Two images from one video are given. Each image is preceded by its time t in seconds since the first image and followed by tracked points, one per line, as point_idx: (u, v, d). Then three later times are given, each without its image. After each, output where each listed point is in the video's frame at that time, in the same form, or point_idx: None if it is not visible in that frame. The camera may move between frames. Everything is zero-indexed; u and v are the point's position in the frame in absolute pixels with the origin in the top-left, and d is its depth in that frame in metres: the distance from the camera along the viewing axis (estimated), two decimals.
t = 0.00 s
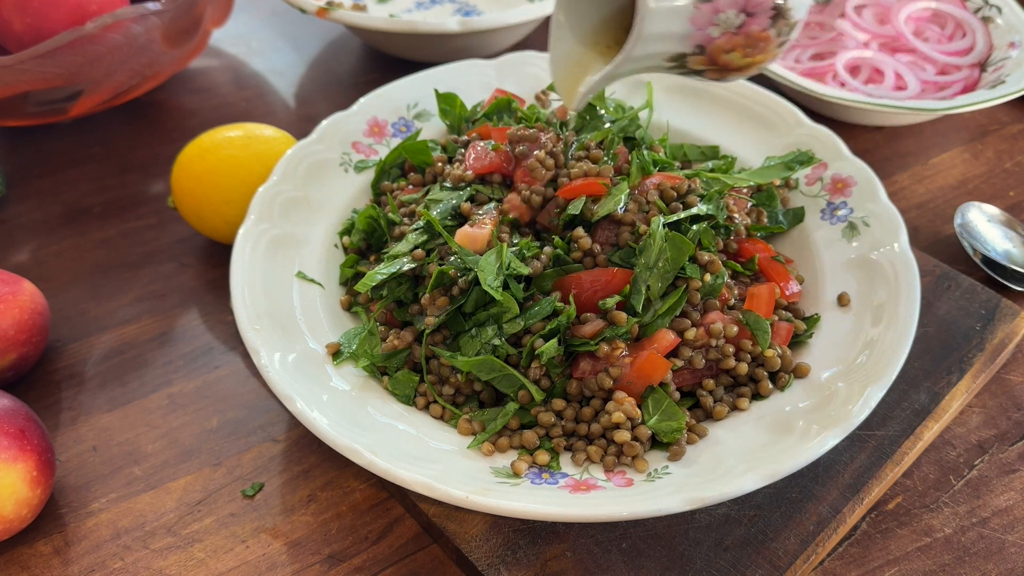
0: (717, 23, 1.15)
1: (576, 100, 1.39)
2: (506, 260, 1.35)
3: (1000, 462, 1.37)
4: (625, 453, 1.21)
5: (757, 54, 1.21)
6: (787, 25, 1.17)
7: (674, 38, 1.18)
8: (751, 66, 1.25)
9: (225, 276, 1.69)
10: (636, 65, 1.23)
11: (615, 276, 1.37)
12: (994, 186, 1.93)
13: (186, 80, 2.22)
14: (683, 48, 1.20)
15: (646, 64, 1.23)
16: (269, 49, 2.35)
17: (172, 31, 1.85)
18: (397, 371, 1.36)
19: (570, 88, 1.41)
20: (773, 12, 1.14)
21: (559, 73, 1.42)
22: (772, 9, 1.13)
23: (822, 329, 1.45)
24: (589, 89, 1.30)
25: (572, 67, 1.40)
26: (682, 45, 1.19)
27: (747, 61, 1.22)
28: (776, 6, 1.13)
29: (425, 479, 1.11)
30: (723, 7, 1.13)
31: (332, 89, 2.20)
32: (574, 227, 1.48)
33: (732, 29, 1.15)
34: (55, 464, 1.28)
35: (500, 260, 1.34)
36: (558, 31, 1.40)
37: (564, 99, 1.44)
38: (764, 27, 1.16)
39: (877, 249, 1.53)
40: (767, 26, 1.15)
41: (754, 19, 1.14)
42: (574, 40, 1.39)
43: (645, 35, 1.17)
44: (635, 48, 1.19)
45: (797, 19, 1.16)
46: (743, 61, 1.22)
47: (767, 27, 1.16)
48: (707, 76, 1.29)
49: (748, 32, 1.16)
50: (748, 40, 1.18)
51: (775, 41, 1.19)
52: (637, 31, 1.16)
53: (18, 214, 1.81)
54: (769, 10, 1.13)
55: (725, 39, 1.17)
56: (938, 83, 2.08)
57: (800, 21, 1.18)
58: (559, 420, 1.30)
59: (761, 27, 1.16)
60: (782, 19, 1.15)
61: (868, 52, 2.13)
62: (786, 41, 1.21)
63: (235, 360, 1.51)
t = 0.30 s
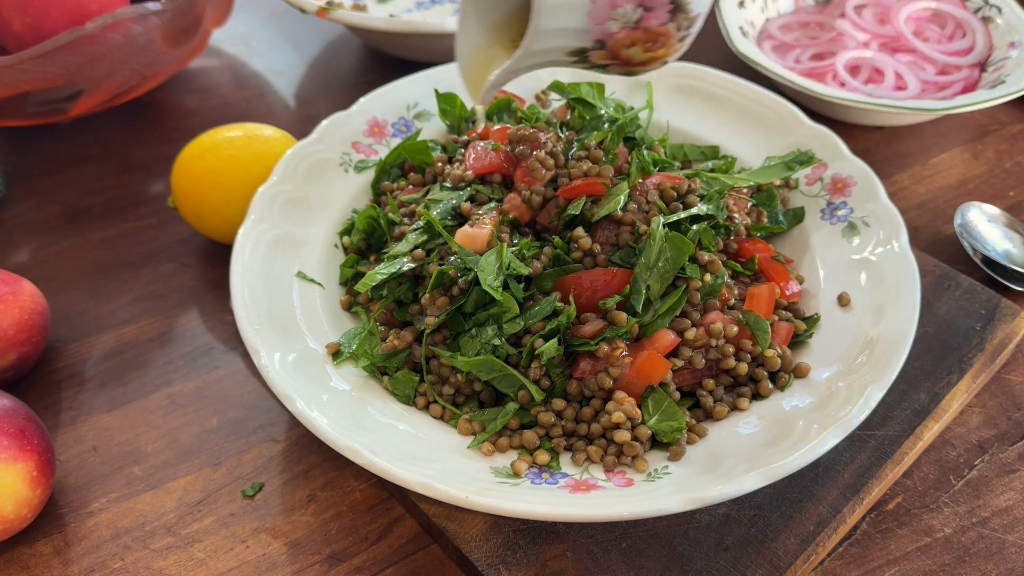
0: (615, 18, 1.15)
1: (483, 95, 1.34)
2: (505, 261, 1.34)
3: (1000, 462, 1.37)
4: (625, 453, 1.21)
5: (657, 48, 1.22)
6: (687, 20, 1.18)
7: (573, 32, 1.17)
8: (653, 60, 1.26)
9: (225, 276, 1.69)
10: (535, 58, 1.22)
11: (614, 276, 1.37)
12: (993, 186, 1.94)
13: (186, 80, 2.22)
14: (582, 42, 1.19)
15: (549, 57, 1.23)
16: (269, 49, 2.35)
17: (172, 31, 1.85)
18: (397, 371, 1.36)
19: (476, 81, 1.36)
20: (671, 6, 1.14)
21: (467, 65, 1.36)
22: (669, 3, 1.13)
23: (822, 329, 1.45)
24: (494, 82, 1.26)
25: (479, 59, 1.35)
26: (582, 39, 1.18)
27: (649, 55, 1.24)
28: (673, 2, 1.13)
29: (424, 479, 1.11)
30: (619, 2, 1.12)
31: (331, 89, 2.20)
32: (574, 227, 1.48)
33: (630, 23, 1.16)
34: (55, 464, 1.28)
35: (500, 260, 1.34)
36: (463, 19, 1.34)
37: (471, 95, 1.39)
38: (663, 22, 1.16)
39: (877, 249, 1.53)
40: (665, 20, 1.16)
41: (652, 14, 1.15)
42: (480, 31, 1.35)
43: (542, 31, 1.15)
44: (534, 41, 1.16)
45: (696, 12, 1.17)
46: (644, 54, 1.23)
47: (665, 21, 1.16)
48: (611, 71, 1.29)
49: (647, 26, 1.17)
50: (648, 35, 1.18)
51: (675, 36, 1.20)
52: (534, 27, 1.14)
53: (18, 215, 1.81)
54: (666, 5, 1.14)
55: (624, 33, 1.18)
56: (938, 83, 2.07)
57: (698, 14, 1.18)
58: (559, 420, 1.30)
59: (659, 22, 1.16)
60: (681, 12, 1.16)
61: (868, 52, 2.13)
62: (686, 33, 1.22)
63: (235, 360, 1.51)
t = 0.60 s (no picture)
0: (553, 45, 1.13)
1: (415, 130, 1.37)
2: (506, 261, 1.34)
3: (1000, 462, 1.37)
4: (625, 453, 1.21)
5: (599, 74, 1.22)
6: (627, 43, 1.19)
7: (509, 63, 1.14)
8: (595, 86, 1.26)
9: (225, 276, 1.69)
10: (474, 91, 1.18)
11: (614, 276, 1.37)
12: (994, 186, 1.93)
13: (186, 80, 2.22)
14: (521, 71, 1.17)
15: (487, 89, 1.19)
16: (269, 49, 2.35)
17: (172, 31, 1.85)
18: (397, 371, 1.36)
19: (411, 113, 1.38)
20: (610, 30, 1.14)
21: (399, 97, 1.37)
22: (609, 27, 1.13)
23: (822, 330, 1.44)
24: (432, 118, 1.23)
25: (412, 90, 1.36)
26: (521, 70, 1.16)
27: (591, 81, 1.23)
28: (613, 24, 1.13)
29: (424, 479, 1.11)
30: (558, 28, 1.11)
31: (331, 89, 2.20)
32: (574, 227, 1.48)
33: (570, 50, 1.15)
34: (55, 464, 1.28)
35: (500, 260, 1.34)
36: (392, 53, 1.33)
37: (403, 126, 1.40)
38: (604, 47, 1.16)
39: (877, 249, 1.53)
40: (605, 45, 1.16)
41: (593, 39, 1.14)
42: (411, 62, 1.34)
43: (477, 63, 1.12)
44: (469, 75, 1.14)
45: (634, 35, 1.19)
46: (584, 82, 1.22)
47: (607, 46, 1.16)
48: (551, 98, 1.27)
49: (587, 51, 1.16)
50: (589, 61, 1.18)
51: (616, 60, 1.21)
52: (467, 59, 1.11)
53: (18, 214, 1.81)
54: (606, 28, 1.13)
55: (564, 61, 1.16)
56: (938, 83, 2.07)
57: (637, 37, 1.20)
58: (559, 420, 1.30)
59: (599, 47, 1.16)
60: (621, 35, 1.16)
61: (868, 52, 2.13)
62: (627, 57, 1.23)
63: (235, 360, 1.51)
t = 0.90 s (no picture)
0: (560, 94, 1.13)
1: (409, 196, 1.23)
2: (506, 261, 1.34)
3: (1000, 462, 1.37)
4: (625, 453, 1.21)
5: (606, 121, 1.22)
6: (633, 87, 1.20)
7: (513, 117, 1.14)
8: (601, 133, 1.26)
9: (225, 276, 1.69)
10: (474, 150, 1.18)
11: (614, 275, 1.37)
12: (994, 186, 1.93)
13: (186, 80, 2.22)
14: (525, 124, 1.16)
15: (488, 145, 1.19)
16: (269, 49, 2.35)
17: (172, 31, 1.85)
18: (397, 371, 1.36)
19: (400, 175, 1.23)
20: (615, 76, 1.15)
21: (384, 164, 1.23)
22: (615, 70, 1.13)
23: (822, 330, 1.44)
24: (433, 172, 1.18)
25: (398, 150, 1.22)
26: (526, 122, 1.16)
27: (596, 128, 1.23)
28: (619, 68, 1.14)
29: (424, 480, 1.11)
30: (564, 77, 1.10)
31: (332, 89, 2.20)
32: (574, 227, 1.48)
33: (576, 97, 1.14)
34: (55, 464, 1.28)
35: (500, 260, 1.34)
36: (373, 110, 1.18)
37: (392, 193, 1.25)
38: (611, 92, 1.17)
39: (877, 249, 1.53)
40: (612, 90, 1.16)
41: (599, 85, 1.14)
42: (396, 122, 1.20)
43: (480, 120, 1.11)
44: (469, 134, 1.13)
45: (639, 78, 1.20)
46: (589, 129, 1.22)
47: (613, 91, 1.17)
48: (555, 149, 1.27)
49: (594, 98, 1.16)
50: (596, 108, 1.18)
51: (623, 104, 1.21)
52: (467, 118, 1.10)
53: (18, 214, 1.81)
54: (612, 73, 1.14)
55: (571, 109, 1.16)
56: (938, 83, 2.07)
57: (643, 80, 1.21)
58: (559, 420, 1.30)
59: (606, 92, 1.16)
60: (626, 79, 1.17)
61: (868, 51, 2.13)
62: (633, 102, 1.23)
63: (235, 360, 1.51)
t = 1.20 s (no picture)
0: (620, 159, 0.88)
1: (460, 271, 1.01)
2: (505, 261, 1.36)
3: (1000, 462, 1.37)
4: (625, 453, 1.21)
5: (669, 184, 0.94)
6: (699, 143, 0.94)
7: (572, 185, 0.89)
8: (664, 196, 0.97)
9: (225, 276, 1.69)
10: (534, 221, 0.92)
11: (615, 276, 1.37)
12: (993, 186, 1.94)
13: (186, 80, 2.22)
14: (584, 193, 0.91)
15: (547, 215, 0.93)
16: (269, 49, 2.35)
17: (173, 31, 1.85)
18: (397, 371, 1.36)
19: (448, 254, 1.02)
20: (682, 132, 0.90)
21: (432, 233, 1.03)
22: (681, 129, 0.89)
23: (822, 330, 1.45)
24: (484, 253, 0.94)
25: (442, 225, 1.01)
26: (585, 191, 0.91)
27: (658, 193, 0.95)
28: (686, 125, 0.90)
29: (424, 479, 1.11)
30: (626, 138, 0.87)
31: (332, 89, 2.20)
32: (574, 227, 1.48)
33: (640, 161, 0.89)
34: (55, 464, 1.28)
35: (500, 260, 1.36)
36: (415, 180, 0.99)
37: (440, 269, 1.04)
38: (677, 151, 0.91)
39: (876, 249, 1.53)
40: (678, 149, 0.91)
41: (664, 144, 0.89)
42: (438, 190, 1.00)
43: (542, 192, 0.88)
44: (532, 204, 0.88)
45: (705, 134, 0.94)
46: (652, 195, 0.95)
47: (679, 150, 0.91)
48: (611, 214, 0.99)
49: (658, 160, 0.90)
50: (660, 170, 0.91)
51: (689, 165, 0.95)
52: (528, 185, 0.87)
53: (18, 214, 1.81)
54: (679, 130, 0.89)
55: (632, 175, 0.90)
56: (938, 83, 2.07)
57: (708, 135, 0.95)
58: (559, 420, 1.30)
59: (671, 151, 0.90)
60: (693, 137, 0.91)
61: (868, 52, 2.13)
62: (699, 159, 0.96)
63: (235, 360, 1.51)
